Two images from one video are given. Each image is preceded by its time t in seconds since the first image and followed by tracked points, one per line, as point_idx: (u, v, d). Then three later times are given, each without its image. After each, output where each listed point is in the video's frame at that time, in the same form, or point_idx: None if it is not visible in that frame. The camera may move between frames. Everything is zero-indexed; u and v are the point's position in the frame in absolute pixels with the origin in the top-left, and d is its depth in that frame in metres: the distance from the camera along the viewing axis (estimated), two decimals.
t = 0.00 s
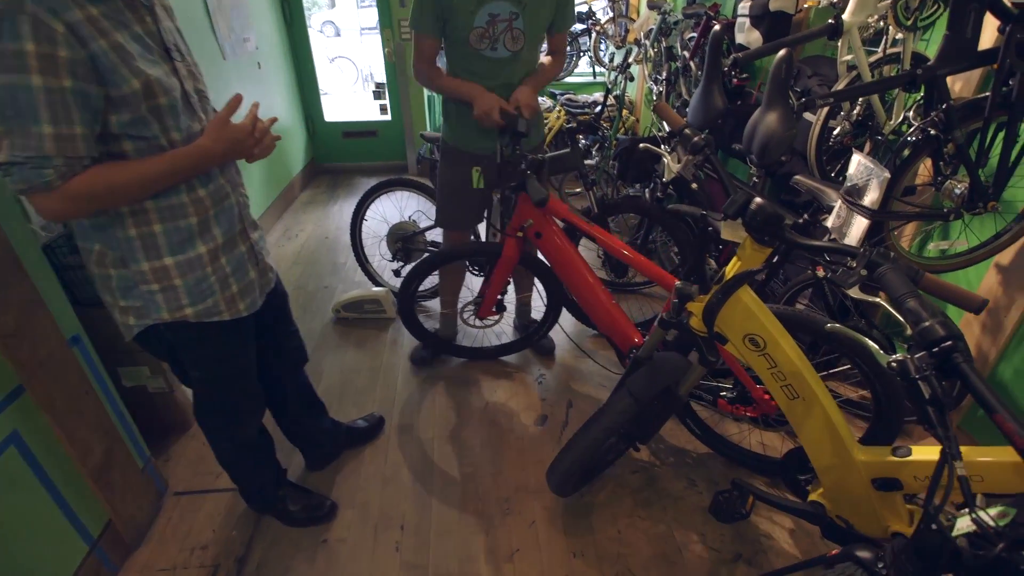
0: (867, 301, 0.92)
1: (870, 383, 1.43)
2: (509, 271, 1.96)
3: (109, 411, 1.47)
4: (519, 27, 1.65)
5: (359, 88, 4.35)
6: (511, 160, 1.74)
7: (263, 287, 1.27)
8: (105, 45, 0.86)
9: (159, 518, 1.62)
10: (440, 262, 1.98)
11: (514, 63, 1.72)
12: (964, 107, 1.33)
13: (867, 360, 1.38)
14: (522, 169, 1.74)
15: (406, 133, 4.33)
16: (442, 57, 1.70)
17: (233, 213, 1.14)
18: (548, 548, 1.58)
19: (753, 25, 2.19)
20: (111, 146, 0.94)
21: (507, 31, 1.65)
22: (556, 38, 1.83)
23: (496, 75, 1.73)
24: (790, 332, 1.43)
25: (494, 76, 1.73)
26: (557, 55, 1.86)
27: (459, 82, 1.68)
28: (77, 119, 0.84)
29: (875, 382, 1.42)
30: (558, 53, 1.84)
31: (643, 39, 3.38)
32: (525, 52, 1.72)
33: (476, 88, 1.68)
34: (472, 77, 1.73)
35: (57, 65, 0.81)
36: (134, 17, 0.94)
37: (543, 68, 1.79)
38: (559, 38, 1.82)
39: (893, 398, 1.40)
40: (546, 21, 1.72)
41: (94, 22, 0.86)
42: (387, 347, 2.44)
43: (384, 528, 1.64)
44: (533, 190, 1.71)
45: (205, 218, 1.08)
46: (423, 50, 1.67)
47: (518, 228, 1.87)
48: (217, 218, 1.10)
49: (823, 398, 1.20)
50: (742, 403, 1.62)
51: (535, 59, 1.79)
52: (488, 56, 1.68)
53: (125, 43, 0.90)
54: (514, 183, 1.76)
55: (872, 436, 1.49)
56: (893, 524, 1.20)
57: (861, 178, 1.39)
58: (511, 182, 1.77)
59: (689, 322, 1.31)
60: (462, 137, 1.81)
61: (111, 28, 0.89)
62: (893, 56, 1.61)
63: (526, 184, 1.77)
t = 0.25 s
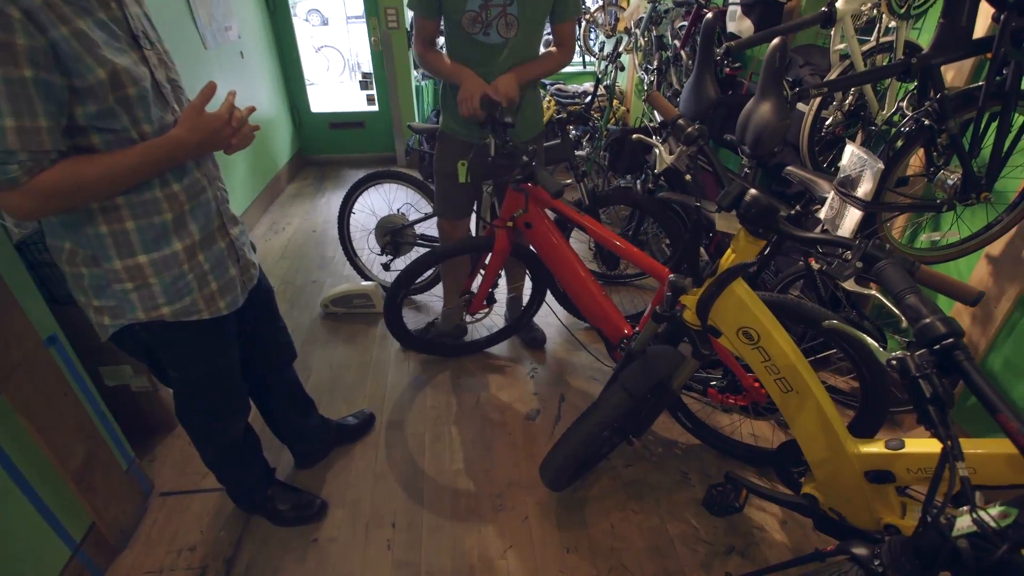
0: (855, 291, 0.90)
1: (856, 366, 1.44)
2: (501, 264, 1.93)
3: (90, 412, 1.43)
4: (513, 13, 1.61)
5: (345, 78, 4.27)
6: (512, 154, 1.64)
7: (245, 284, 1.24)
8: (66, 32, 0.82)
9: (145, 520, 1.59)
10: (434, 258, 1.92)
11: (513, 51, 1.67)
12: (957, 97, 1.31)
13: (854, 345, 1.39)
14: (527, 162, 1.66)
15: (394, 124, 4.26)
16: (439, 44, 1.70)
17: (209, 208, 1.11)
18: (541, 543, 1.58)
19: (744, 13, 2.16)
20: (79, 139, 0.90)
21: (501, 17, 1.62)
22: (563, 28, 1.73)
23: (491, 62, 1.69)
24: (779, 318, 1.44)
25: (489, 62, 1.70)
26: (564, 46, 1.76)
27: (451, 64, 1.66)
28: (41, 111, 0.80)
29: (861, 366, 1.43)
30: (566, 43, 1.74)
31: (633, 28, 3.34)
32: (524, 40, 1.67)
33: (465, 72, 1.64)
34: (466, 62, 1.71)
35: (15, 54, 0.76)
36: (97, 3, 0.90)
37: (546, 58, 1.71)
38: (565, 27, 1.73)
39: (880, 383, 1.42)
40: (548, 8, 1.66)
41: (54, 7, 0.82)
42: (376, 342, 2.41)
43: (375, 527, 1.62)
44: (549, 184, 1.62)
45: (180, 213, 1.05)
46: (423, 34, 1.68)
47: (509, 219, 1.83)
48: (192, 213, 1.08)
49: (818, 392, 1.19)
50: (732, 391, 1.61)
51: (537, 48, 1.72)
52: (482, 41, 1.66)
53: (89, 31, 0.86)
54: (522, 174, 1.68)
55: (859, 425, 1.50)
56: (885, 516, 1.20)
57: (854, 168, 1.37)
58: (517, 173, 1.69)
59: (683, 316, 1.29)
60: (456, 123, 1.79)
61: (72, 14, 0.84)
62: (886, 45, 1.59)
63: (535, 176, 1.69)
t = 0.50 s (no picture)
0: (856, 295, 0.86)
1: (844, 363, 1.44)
2: (491, 266, 1.90)
3: (73, 421, 1.39)
4: (511, 14, 1.58)
5: (338, 78, 4.23)
6: (502, 154, 1.64)
7: (234, 289, 1.20)
8: (40, 30, 0.79)
9: (130, 530, 1.55)
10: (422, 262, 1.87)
11: (513, 53, 1.63)
12: (955, 98, 1.30)
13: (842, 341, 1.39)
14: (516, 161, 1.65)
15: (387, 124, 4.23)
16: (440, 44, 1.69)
17: (197, 210, 1.07)
18: (536, 551, 1.55)
19: (739, 14, 2.15)
20: (57, 140, 0.87)
21: (499, 18, 1.59)
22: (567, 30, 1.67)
23: (489, 64, 1.67)
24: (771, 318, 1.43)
25: (487, 64, 1.68)
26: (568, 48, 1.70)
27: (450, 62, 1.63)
28: (14, 112, 0.77)
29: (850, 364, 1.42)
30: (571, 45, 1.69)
31: (627, 29, 3.33)
32: (523, 42, 1.63)
33: (459, 71, 1.62)
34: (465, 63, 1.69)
35: None
36: None
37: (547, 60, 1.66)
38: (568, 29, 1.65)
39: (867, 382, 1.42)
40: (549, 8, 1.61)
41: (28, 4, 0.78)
42: (368, 346, 2.38)
43: (367, 536, 1.59)
44: (540, 182, 1.65)
45: (166, 217, 1.01)
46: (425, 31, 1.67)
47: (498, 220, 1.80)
48: (178, 216, 1.03)
49: (816, 397, 1.17)
50: (723, 392, 1.57)
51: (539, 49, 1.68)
52: (480, 42, 1.63)
53: (66, 28, 0.83)
54: (513, 174, 1.66)
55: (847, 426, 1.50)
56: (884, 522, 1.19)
57: (851, 171, 1.36)
58: (509, 173, 1.67)
59: (680, 320, 1.26)
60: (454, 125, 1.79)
61: (47, 10, 0.81)
62: (882, 46, 1.58)
63: (527, 176, 1.68)
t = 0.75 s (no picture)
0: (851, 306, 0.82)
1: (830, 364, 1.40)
2: (475, 273, 1.87)
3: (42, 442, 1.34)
4: (492, 16, 1.54)
5: (320, 83, 4.18)
6: (489, 161, 1.61)
7: (208, 302, 1.16)
8: None
9: (102, 554, 1.49)
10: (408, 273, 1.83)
11: (497, 56, 1.60)
12: (938, 101, 1.30)
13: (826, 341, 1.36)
14: (511, 169, 1.62)
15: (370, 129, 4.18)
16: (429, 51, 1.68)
17: (168, 220, 1.03)
18: (526, 564, 1.52)
19: (722, 17, 2.15)
20: (14, 149, 0.82)
21: (480, 20, 1.55)
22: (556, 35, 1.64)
23: (473, 66, 1.64)
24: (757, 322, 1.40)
25: (472, 67, 1.64)
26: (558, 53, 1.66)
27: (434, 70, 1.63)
28: None
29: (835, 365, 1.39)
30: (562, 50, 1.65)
31: (610, 32, 3.33)
32: (507, 45, 1.59)
33: (437, 76, 1.61)
34: (450, 67, 1.67)
35: None
36: (31, 1, 0.82)
37: (536, 68, 1.61)
38: (558, 33, 1.63)
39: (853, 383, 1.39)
40: (535, 11, 1.57)
41: None
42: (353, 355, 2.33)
43: (352, 553, 1.54)
44: (537, 188, 1.61)
45: (133, 229, 0.97)
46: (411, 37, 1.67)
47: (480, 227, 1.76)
48: (146, 227, 0.99)
49: (807, 405, 1.15)
50: (710, 396, 1.53)
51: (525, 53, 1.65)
52: (462, 45, 1.61)
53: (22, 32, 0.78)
54: (508, 183, 1.63)
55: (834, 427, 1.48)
56: (876, 529, 1.17)
57: (837, 174, 1.33)
58: (503, 181, 1.64)
59: (669, 328, 1.25)
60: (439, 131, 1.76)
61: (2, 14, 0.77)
62: (864, 49, 1.59)
63: (522, 183, 1.65)
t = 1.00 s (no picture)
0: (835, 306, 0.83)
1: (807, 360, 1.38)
2: (450, 275, 1.83)
3: None
4: (456, 8, 1.50)
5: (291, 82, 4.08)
6: (460, 162, 1.57)
7: (164, 314, 1.10)
8: None
9: None
10: (383, 278, 1.78)
11: (466, 51, 1.56)
12: (909, 94, 1.30)
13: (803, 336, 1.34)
14: (484, 170, 1.57)
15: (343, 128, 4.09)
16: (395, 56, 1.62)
17: (116, 231, 0.97)
18: (508, 572, 1.49)
19: (694, 12, 2.14)
20: None
21: (443, 12, 1.50)
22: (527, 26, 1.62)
23: (443, 64, 1.57)
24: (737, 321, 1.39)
25: (442, 67, 1.58)
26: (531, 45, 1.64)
27: (401, 71, 1.57)
28: None
29: (812, 362, 1.37)
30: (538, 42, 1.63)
31: (585, 28, 3.31)
32: (475, 38, 1.55)
33: (403, 76, 1.55)
34: (418, 70, 1.60)
35: None
36: None
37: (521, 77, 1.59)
38: (530, 23, 1.61)
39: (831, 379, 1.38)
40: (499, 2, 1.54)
41: None
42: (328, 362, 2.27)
43: (329, 569, 1.50)
44: (512, 190, 1.58)
45: (76, 240, 0.91)
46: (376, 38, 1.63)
47: (453, 228, 1.72)
48: (90, 238, 0.93)
49: (786, 403, 1.14)
50: (689, 395, 1.52)
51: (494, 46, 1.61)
52: (427, 41, 1.55)
53: None
54: (482, 184, 1.59)
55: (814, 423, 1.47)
56: (858, 526, 1.16)
57: (811, 169, 1.33)
58: (477, 183, 1.59)
59: (647, 329, 1.23)
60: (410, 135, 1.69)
61: None
62: (836, 43, 1.58)
63: (496, 184, 1.61)
